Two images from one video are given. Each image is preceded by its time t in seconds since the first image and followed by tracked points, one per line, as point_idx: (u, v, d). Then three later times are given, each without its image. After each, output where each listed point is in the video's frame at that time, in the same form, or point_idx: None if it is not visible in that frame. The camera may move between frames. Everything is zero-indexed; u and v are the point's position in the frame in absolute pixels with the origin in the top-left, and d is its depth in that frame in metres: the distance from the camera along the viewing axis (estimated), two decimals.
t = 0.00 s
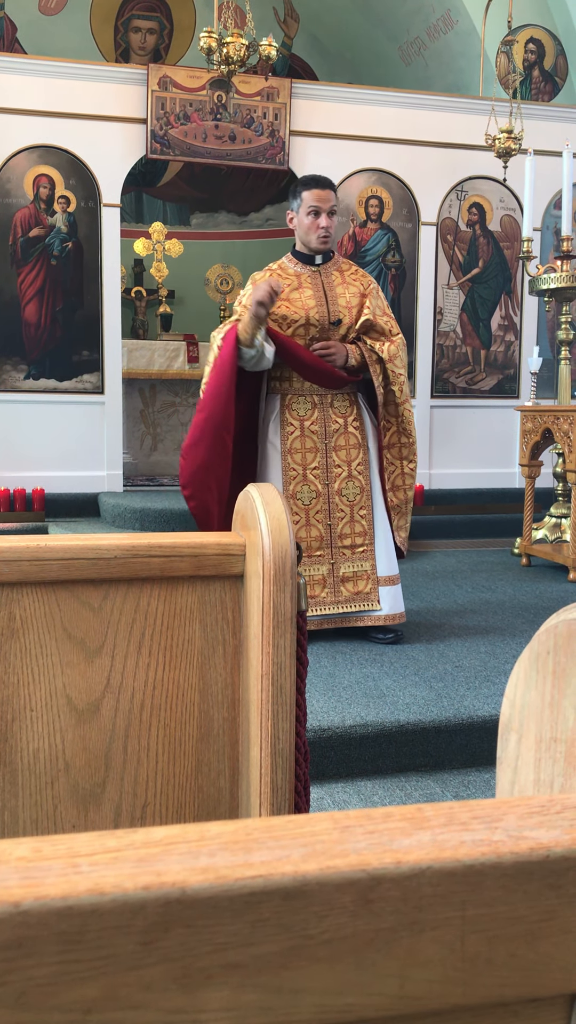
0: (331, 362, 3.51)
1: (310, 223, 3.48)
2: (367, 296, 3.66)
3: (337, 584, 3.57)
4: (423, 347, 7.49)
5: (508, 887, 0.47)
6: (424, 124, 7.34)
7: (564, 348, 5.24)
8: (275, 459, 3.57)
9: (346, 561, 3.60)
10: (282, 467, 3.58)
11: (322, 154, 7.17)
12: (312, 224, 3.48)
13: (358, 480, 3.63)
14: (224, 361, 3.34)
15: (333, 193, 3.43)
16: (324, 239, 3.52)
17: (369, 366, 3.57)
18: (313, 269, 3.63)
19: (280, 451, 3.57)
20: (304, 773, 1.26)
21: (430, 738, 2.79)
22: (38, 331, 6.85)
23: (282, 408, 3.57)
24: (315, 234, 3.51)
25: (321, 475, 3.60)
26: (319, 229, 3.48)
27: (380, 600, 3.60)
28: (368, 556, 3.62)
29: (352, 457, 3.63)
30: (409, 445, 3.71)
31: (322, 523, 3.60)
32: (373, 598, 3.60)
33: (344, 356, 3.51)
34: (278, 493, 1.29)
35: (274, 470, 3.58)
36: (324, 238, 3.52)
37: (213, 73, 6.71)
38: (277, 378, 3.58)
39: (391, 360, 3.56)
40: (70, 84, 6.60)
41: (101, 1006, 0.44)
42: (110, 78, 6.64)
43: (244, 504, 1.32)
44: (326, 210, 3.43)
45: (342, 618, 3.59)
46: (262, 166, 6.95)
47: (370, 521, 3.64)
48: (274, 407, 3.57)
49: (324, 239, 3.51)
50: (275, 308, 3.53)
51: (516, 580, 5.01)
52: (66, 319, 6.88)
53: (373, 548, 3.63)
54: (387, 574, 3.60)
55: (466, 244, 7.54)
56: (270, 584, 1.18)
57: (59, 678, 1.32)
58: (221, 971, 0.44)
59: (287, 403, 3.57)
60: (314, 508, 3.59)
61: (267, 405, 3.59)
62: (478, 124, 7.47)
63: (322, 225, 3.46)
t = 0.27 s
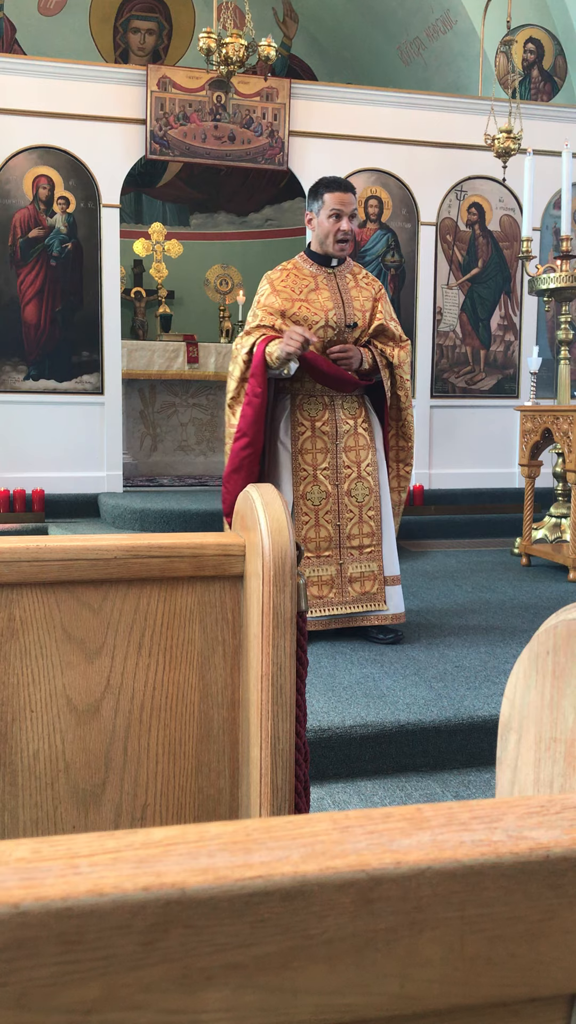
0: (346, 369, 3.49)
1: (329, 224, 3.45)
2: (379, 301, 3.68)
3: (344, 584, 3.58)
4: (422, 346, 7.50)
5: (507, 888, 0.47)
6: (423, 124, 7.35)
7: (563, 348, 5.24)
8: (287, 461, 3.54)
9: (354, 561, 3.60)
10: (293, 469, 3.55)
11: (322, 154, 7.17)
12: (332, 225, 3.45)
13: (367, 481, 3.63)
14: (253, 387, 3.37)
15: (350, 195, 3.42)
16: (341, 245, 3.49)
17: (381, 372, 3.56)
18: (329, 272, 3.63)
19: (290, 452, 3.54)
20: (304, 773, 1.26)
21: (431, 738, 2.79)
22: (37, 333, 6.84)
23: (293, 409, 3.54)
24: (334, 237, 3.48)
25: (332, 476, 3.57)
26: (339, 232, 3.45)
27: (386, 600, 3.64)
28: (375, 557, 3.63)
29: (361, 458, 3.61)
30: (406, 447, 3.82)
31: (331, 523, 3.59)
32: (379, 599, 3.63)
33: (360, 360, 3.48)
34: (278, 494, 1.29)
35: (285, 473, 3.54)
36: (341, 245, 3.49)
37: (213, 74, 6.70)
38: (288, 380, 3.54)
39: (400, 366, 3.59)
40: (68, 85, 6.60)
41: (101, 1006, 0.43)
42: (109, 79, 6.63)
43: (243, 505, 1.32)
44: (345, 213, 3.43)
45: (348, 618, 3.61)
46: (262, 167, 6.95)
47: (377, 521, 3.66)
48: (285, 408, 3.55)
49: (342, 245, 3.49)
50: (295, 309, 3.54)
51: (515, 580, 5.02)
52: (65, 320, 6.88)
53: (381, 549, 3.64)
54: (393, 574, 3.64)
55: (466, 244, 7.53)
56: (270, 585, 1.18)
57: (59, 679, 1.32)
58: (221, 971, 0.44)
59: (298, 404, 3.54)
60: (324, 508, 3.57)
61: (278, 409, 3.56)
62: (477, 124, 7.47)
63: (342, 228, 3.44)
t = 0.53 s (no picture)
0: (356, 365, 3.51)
1: (333, 223, 3.46)
2: (386, 301, 3.66)
3: (347, 584, 3.58)
4: (422, 345, 7.50)
5: (507, 887, 0.47)
6: (422, 123, 7.35)
7: (562, 347, 5.24)
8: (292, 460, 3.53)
9: (357, 561, 3.60)
10: (298, 468, 3.53)
11: (322, 154, 7.16)
12: (334, 225, 3.47)
13: (371, 480, 3.62)
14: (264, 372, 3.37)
15: (357, 193, 3.40)
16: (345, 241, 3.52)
17: (387, 372, 3.59)
18: (336, 271, 3.63)
19: (296, 451, 3.54)
20: (304, 773, 1.26)
21: (431, 737, 2.79)
22: (37, 333, 6.84)
23: (298, 408, 3.54)
24: (337, 235, 3.51)
25: (337, 475, 3.56)
26: (342, 230, 3.47)
27: (389, 600, 3.64)
28: (378, 557, 3.63)
29: (366, 458, 3.61)
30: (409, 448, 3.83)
31: (336, 522, 3.58)
32: (382, 599, 3.62)
33: (367, 358, 3.52)
34: (278, 493, 1.29)
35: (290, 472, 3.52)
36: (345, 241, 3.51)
37: (212, 73, 6.70)
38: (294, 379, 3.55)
39: (406, 366, 3.61)
40: (67, 85, 6.60)
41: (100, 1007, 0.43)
42: (108, 79, 6.63)
43: (243, 504, 1.32)
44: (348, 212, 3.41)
45: (350, 618, 3.61)
46: (261, 166, 6.95)
47: (381, 521, 3.65)
48: (291, 407, 3.55)
49: (346, 242, 3.51)
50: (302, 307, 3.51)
51: (515, 579, 5.02)
52: (64, 321, 6.88)
53: (385, 549, 3.64)
54: (394, 574, 3.63)
55: (466, 243, 7.53)
56: (269, 584, 1.18)
57: (59, 679, 1.32)
58: (221, 971, 0.44)
59: (303, 403, 3.53)
60: (328, 507, 3.56)
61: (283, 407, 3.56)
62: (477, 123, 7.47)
63: (345, 226, 3.46)
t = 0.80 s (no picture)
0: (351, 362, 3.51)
1: (323, 222, 3.47)
2: (386, 299, 3.64)
3: (345, 583, 3.58)
4: (421, 343, 7.50)
5: (509, 885, 0.47)
6: (421, 121, 7.34)
7: (562, 346, 5.23)
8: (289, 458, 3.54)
9: (356, 560, 3.60)
10: (295, 466, 3.55)
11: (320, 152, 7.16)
12: (323, 224, 3.48)
13: (369, 479, 3.61)
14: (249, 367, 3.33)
15: (348, 194, 3.38)
16: (335, 239, 3.52)
17: (386, 371, 3.57)
18: (333, 270, 3.60)
19: (292, 450, 3.55)
20: (304, 772, 1.26)
21: (432, 736, 2.79)
22: (36, 333, 6.84)
23: (296, 407, 3.54)
24: (326, 234, 3.51)
25: (334, 474, 3.57)
26: (330, 230, 3.48)
27: (388, 600, 3.63)
28: (377, 557, 3.62)
29: (364, 457, 3.60)
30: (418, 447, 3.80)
31: (333, 521, 3.58)
32: (381, 599, 3.61)
33: (363, 358, 3.51)
34: (278, 492, 1.29)
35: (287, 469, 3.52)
36: (334, 239, 3.51)
37: (210, 72, 6.70)
38: (291, 377, 3.56)
39: (407, 364, 3.56)
40: (65, 84, 6.59)
41: (102, 1006, 0.43)
42: (106, 78, 6.63)
43: (243, 503, 1.32)
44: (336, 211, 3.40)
45: (350, 618, 3.61)
46: (260, 165, 6.95)
47: (380, 521, 3.64)
48: (288, 404, 3.55)
49: (336, 240, 3.51)
50: (294, 308, 3.52)
51: (515, 577, 5.02)
52: (64, 320, 6.88)
53: (383, 548, 3.63)
54: (394, 574, 3.63)
55: (465, 241, 7.53)
56: (269, 583, 1.18)
57: (59, 678, 1.32)
58: (222, 970, 0.44)
59: (301, 402, 3.54)
60: (326, 506, 3.57)
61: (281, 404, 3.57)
62: (475, 121, 7.47)
63: (332, 225, 3.46)
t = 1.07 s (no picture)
0: (335, 361, 3.49)
1: (307, 223, 3.50)
2: (377, 297, 3.64)
3: (336, 583, 3.59)
4: (420, 341, 7.50)
5: (508, 882, 0.47)
6: (419, 118, 7.33)
7: (561, 343, 5.22)
8: (278, 457, 3.60)
9: (347, 559, 3.61)
10: (284, 464, 3.60)
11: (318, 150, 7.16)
12: (308, 224, 3.51)
13: (360, 479, 3.63)
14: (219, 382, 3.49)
15: (331, 194, 3.39)
16: (320, 239, 3.53)
17: (375, 369, 3.54)
18: (323, 268, 3.63)
19: (282, 449, 3.60)
20: (304, 770, 1.26)
21: (432, 733, 2.79)
22: (35, 332, 6.84)
23: (286, 406, 3.59)
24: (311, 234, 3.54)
25: (324, 473, 3.60)
26: (313, 229, 3.50)
27: (380, 600, 3.61)
28: (369, 556, 3.62)
29: (355, 456, 3.62)
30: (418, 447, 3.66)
31: (323, 519, 3.61)
32: (373, 599, 3.61)
33: (350, 356, 3.49)
34: (277, 490, 1.29)
35: (276, 468, 3.59)
36: (319, 239, 3.53)
37: (208, 70, 6.69)
38: (282, 375, 3.60)
39: (398, 362, 3.51)
40: (63, 82, 6.58)
41: (101, 1005, 0.44)
42: (104, 76, 6.62)
43: (242, 502, 1.32)
44: (319, 211, 3.43)
45: (342, 618, 3.60)
46: (258, 163, 6.95)
47: (372, 521, 3.64)
48: (279, 403, 3.61)
49: (321, 240, 3.53)
50: (280, 307, 3.55)
51: (515, 575, 5.02)
52: (62, 319, 6.87)
53: (375, 547, 3.63)
54: (387, 574, 3.60)
55: (463, 239, 7.52)
56: (269, 581, 1.18)
57: (59, 678, 1.32)
58: (221, 969, 0.44)
59: (291, 401, 3.59)
60: (316, 505, 3.60)
61: (272, 399, 3.63)
62: (474, 118, 7.46)
63: (314, 225, 3.48)
